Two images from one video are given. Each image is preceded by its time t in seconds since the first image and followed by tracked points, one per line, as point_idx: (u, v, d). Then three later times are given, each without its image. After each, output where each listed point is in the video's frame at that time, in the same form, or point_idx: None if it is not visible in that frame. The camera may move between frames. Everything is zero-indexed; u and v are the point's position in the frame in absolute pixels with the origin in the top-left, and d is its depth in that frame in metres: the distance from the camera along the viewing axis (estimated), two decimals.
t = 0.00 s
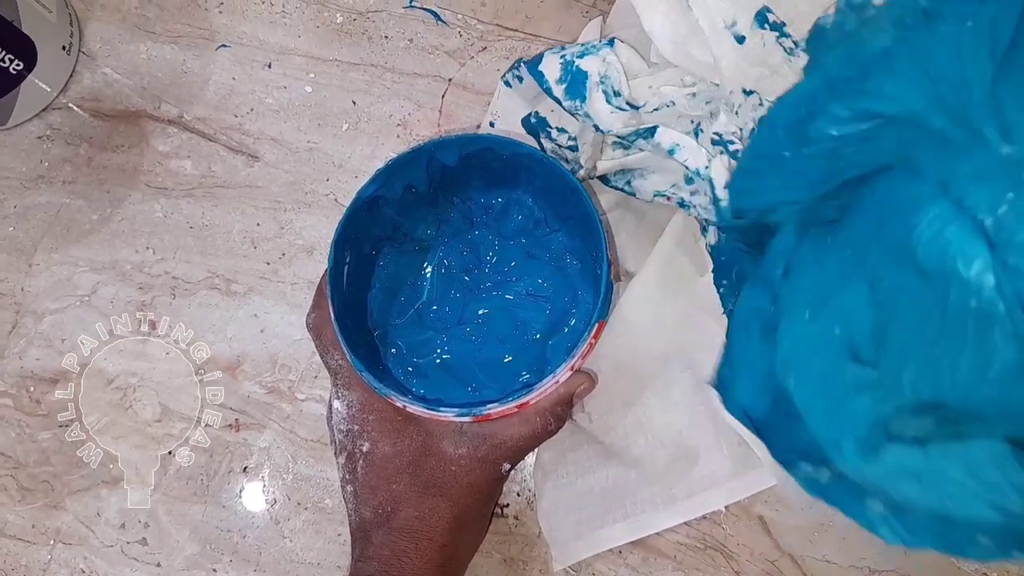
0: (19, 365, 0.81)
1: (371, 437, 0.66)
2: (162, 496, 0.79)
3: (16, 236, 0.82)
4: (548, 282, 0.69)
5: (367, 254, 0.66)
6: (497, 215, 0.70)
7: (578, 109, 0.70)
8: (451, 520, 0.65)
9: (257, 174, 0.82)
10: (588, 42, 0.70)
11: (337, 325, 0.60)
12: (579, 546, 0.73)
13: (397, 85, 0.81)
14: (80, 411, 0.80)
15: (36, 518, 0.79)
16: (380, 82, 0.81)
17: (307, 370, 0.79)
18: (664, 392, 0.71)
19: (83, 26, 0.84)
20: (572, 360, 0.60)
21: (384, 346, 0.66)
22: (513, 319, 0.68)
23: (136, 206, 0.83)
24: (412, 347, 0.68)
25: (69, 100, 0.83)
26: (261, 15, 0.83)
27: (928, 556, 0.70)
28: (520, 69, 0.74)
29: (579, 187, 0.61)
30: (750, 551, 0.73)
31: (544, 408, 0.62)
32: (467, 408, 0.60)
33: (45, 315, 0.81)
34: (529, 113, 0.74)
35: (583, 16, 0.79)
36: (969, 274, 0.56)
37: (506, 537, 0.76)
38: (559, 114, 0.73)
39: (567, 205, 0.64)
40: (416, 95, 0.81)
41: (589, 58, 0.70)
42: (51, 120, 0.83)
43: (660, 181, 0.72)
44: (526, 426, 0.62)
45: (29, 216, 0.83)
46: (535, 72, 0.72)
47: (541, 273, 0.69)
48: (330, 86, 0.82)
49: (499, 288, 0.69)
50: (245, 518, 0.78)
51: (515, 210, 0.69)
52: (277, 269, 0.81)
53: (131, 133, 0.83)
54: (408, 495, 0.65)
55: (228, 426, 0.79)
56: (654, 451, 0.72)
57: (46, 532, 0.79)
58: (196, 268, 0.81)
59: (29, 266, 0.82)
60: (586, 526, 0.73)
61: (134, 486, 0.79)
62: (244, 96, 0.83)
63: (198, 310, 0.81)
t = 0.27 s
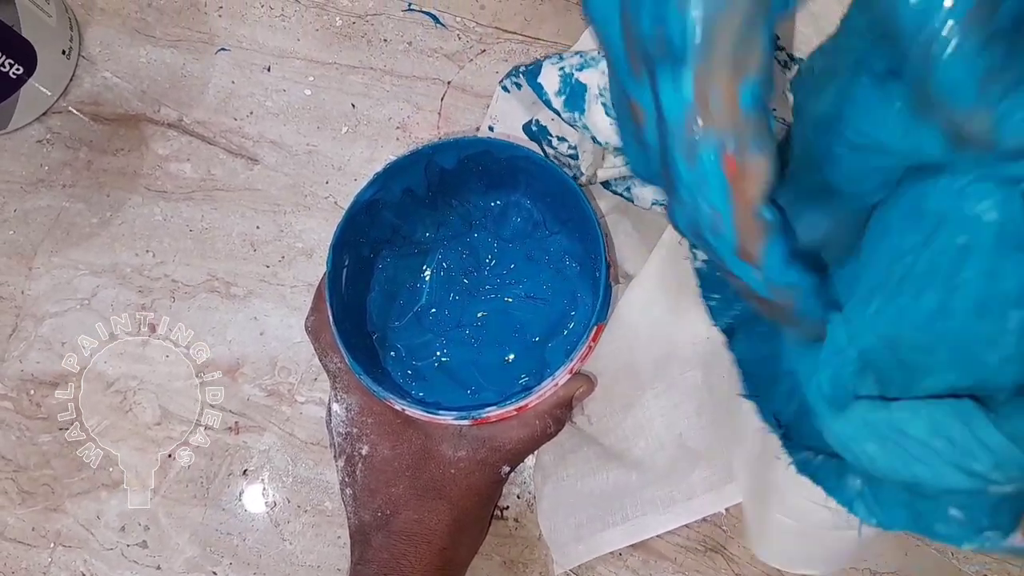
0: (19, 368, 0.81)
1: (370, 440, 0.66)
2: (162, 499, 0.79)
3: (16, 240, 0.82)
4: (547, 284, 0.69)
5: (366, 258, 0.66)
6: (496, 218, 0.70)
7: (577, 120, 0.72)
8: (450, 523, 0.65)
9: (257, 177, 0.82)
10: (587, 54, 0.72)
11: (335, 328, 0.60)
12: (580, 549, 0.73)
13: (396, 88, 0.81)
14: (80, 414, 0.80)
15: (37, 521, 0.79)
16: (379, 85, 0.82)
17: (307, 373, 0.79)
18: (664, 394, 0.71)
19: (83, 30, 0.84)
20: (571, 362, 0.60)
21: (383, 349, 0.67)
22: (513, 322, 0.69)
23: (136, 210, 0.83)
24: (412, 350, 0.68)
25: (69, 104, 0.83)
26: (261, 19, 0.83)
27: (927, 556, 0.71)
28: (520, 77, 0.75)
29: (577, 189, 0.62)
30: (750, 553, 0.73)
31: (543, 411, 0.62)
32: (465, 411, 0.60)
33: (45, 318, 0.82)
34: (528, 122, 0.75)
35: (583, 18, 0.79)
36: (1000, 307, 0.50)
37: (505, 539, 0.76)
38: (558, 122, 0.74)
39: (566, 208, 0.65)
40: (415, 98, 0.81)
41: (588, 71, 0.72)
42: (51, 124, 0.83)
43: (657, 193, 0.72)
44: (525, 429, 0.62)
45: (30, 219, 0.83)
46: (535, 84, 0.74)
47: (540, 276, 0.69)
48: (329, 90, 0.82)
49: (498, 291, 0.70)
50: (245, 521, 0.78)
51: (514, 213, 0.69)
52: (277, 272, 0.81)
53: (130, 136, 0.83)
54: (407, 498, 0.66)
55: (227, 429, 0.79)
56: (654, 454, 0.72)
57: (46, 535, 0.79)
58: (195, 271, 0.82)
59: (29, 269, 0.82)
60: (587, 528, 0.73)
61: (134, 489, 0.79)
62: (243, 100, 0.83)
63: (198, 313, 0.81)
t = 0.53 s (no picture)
0: (15, 370, 0.81)
1: (367, 441, 0.66)
2: (159, 501, 0.79)
3: (13, 241, 0.82)
4: (545, 284, 0.68)
5: (363, 258, 0.66)
6: (494, 218, 0.70)
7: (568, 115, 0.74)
8: (449, 524, 0.65)
9: (254, 178, 0.82)
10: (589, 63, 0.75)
11: (332, 329, 0.60)
12: (581, 552, 0.73)
13: (394, 87, 0.81)
14: (77, 415, 0.80)
15: (34, 523, 0.79)
16: (377, 85, 0.81)
17: (304, 374, 0.79)
18: (663, 395, 0.71)
19: (79, 31, 0.84)
20: (569, 363, 0.60)
21: (380, 350, 0.67)
22: (511, 322, 0.68)
23: (133, 210, 0.82)
24: (410, 350, 0.68)
25: (65, 104, 0.83)
26: (259, 19, 0.83)
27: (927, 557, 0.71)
28: (518, 74, 0.76)
29: (575, 190, 0.61)
30: (750, 555, 0.73)
31: (542, 412, 0.62)
32: (463, 412, 0.60)
33: (41, 319, 0.81)
34: (524, 119, 0.76)
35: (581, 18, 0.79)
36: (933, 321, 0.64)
37: (503, 540, 0.76)
38: (552, 122, 0.75)
39: (564, 208, 0.65)
40: (413, 98, 0.81)
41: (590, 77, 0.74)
42: (48, 124, 0.83)
43: (637, 203, 0.71)
44: (523, 430, 0.62)
45: (26, 220, 0.82)
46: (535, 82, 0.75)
47: (539, 276, 0.69)
48: (327, 89, 0.82)
49: (496, 291, 0.69)
50: (243, 523, 0.77)
51: (512, 213, 0.69)
52: (274, 272, 0.80)
53: (127, 137, 0.83)
54: (405, 499, 0.65)
55: (224, 430, 0.79)
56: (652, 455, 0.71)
57: (43, 537, 0.78)
58: (193, 272, 0.81)
59: (26, 270, 0.82)
60: (586, 531, 0.73)
61: (131, 491, 0.79)
62: (240, 100, 0.83)
63: (195, 314, 0.81)
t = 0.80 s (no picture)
0: (13, 369, 0.80)
1: (366, 441, 0.66)
2: (158, 501, 0.78)
3: (10, 240, 0.82)
4: (544, 284, 0.68)
5: (361, 257, 0.66)
6: (493, 217, 0.70)
7: (577, 136, 0.74)
8: (447, 524, 0.65)
9: (252, 177, 0.82)
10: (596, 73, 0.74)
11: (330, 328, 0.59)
12: (580, 551, 0.73)
13: (392, 87, 0.81)
14: (75, 415, 0.80)
15: (32, 523, 0.78)
16: (375, 84, 0.81)
17: (302, 374, 0.79)
18: (661, 394, 0.71)
19: (77, 30, 0.83)
20: (569, 362, 0.60)
21: (379, 349, 0.67)
22: (510, 322, 0.68)
23: (131, 210, 0.82)
24: (408, 350, 0.68)
25: (63, 103, 0.83)
26: (256, 18, 0.83)
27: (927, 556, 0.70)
28: (522, 78, 0.76)
29: (574, 189, 0.61)
30: (749, 554, 0.72)
31: (540, 411, 0.62)
32: (462, 411, 0.59)
33: (39, 319, 0.81)
34: (527, 122, 0.76)
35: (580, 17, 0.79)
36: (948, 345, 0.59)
37: (502, 540, 0.75)
38: (556, 129, 0.75)
39: (563, 207, 0.65)
40: (411, 97, 0.81)
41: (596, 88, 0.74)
42: (46, 123, 0.83)
43: (646, 211, 0.73)
44: (522, 430, 0.62)
45: (24, 220, 0.82)
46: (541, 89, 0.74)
47: (538, 276, 0.69)
48: (325, 89, 0.82)
49: (495, 291, 0.69)
50: (241, 523, 0.77)
51: (511, 213, 0.69)
52: (273, 272, 0.80)
53: (125, 136, 0.83)
54: (404, 499, 0.65)
55: (223, 430, 0.79)
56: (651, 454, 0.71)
57: (41, 537, 0.78)
58: (191, 271, 0.81)
59: (24, 270, 0.82)
60: (585, 531, 0.73)
61: (129, 491, 0.79)
62: (238, 99, 0.83)
63: (193, 314, 0.81)
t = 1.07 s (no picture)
0: (12, 370, 0.80)
1: (365, 442, 0.66)
2: (157, 502, 0.78)
3: (10, 241, 0.82)
4: (544, 284, 0.68)
5: (360, 258, 0.66)
6: (492, 217, 0.70)
7: (573, 134, 0.71)
8: (446, 525, 0.65)
9: (251, 178, 0.82)
10: (590, 70, 0.71)
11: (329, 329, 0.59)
12: (580, 552, 0.73)
13: (391, 87, 0.81)
14: (74, 416, 0.80)
15: (31, 524, 0.78)
16: (374, 85, 0.81)
17: (302, 374, 0.79)
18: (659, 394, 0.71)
19: (75, 30, 0.83)
20: (568, 363, 0.60)
21: (378, 350, 0.67)
22: (509, 322, 0.68)
23: (130, 210, 0.82)
24: (408, 351, 0.68)
25: (62, 104, 0.83)
26: (255, 18, 0.83)
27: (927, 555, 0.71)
28: (519, 78, 0.75)
29: (573, 190, 0.61)
30: (749, 554, 0.72)
31: (540, 412, 0.62)
32: (461, 412, 0.60)
33: (38, 320, 0.81)
34: (524, 122, 0.74)
35: (579, 17, 0.78)
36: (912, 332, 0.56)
37: (502, 541, 0.75)
38: (553, 129, 0.74)
39: (562, 208, 0.65)
40: (410, 97, 0.81)
41: (590, 87, 0.70)
42: (45, 124, 0.83)
43: (646, 207, 0.72)
44: (521, 430, 0.62)
45: (23, 221, 0.82)
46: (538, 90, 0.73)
47: (537, 276, 0.69)
48: (324, 89, 0.82)
49: (494, 291, 0.69)
50: (240, 523, 0.77)
51: (510, 213, 0.69)
52: (272, 272, 0.80)
53: (124, 136, 0.83)
54: (403, 500, 0.65)
55: (222, 430, 0.79)
56: (651, 455, 0.71)
57: (41, 538, 0.78)
58: (190, 271, 0.81)
59: (23, 270, 0.82)
60: (585, 531, 0.73)
61: (128, 491, 0.79)
62: (237, 99, 0.82)
63: (192, 314, 0.81)
